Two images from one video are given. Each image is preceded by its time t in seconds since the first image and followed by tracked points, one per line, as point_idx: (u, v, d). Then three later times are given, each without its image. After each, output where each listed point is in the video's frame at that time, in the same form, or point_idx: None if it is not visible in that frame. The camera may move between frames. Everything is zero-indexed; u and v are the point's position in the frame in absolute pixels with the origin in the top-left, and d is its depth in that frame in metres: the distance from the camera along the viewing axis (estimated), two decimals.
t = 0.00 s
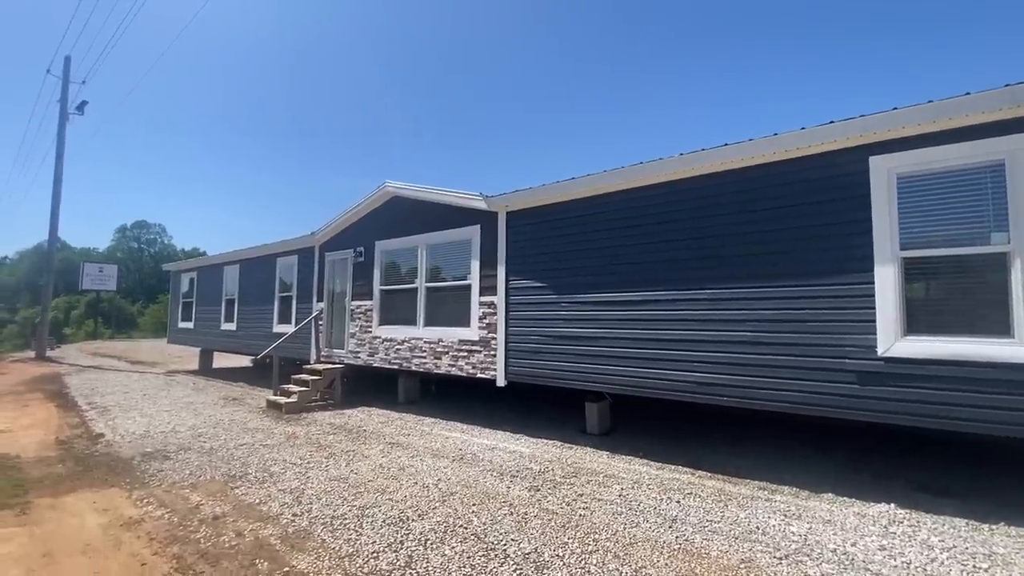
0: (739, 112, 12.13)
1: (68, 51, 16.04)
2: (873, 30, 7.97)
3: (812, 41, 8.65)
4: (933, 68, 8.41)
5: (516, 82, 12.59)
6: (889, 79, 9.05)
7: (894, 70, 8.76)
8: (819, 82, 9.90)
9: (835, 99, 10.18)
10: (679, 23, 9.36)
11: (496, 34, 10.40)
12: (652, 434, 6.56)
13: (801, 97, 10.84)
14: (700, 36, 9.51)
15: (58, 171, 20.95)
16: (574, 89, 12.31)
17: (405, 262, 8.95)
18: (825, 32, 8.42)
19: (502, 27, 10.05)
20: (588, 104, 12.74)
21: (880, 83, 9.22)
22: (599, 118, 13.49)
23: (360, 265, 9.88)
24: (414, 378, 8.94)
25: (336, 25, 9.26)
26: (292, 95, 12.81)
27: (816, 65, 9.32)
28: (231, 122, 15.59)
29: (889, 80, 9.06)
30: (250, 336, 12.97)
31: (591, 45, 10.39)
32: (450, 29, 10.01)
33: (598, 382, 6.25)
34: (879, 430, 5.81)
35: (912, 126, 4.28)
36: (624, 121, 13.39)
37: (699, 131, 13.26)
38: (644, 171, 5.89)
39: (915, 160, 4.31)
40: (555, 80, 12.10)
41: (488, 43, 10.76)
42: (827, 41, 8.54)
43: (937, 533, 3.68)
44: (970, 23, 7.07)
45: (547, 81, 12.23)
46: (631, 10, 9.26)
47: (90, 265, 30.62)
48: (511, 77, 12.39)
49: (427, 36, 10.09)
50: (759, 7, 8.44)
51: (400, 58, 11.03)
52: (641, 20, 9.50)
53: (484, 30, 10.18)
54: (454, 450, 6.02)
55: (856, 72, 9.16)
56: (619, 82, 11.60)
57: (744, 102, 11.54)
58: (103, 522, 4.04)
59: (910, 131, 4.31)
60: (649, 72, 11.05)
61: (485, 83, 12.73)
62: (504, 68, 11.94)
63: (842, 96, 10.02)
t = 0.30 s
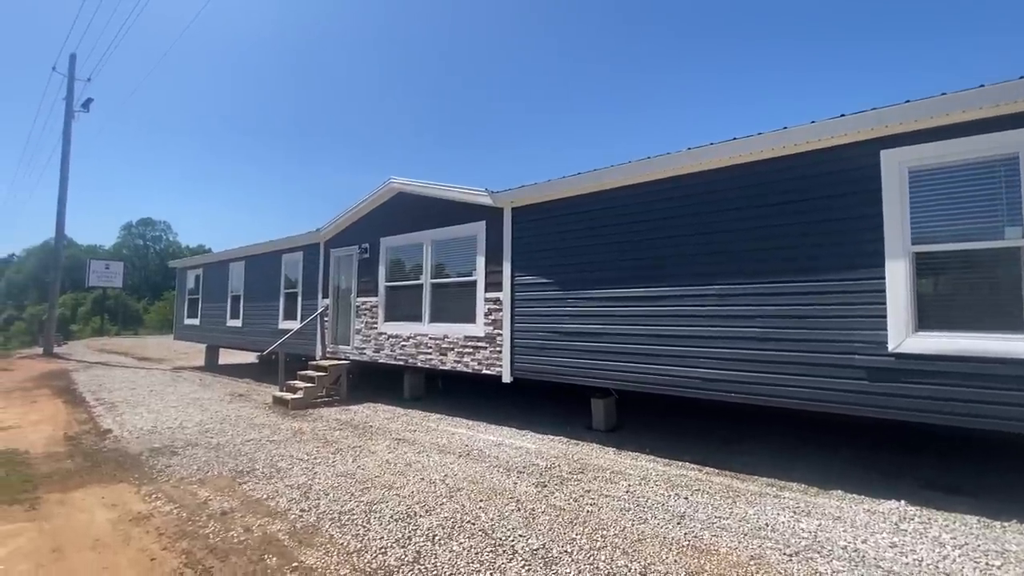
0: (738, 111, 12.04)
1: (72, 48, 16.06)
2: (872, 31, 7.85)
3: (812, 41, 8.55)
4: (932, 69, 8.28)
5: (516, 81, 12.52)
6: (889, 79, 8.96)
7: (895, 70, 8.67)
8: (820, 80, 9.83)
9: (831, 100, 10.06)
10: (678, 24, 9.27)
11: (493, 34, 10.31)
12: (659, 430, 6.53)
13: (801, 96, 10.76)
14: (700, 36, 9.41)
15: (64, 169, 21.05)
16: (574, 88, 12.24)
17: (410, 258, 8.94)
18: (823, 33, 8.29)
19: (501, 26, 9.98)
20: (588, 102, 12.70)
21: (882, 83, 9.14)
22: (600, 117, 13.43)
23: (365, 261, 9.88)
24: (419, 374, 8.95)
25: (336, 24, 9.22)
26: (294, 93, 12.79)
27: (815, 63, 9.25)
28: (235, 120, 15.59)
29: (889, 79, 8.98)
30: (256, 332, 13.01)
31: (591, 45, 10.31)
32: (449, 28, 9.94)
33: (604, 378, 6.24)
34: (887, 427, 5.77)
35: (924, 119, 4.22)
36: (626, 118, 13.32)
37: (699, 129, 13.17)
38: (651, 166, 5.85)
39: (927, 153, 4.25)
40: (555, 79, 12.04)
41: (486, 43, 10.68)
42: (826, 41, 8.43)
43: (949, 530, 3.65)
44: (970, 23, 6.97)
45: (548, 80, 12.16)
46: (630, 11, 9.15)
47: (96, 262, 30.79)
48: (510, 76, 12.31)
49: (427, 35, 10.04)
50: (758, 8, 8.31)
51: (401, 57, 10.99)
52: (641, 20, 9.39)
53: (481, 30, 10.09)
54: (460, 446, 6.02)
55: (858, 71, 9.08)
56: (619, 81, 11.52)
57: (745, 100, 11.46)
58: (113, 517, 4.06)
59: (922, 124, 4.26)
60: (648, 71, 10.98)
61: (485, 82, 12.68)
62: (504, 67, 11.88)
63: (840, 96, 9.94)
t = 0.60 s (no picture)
0: (740, 109, 11.99)
1: (76, 46, 16.10)
2: (873, 31, 7.77)
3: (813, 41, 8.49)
4: (933, 68, 8.22)
5: (518, 79, 12.48)
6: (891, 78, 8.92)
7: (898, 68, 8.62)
8: (823, 77, 9.78)
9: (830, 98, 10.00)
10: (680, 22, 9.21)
11: (493, 32, 10.26)
12: (662, 427, 6.54)
13: (803, 93, 10.71)
14: (701, 34, 9.36)
15: (69, 167, 21.15)
16: (576, 86, 12.20)
17: (414, 255, 8.95)
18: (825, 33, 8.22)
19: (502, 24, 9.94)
20: (591, 99, 12.64)
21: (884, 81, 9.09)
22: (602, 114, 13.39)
23: (369, 258, 9.90)
24: (423, 370, 8.98)
25: (337, 22, 9.20)
26: (297, 91, 12.79)
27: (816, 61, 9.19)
28: (238, 118, 15.62)
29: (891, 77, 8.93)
30: (260, 329, 13.07)
31: (593, 43, 10.27)
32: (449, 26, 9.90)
33: (607, 375, 6.25)
34: (892, 424, 5.75)
35: (930, 115, 4.19)
36: (627, 115, 13.28)
37: (701, 126, 13.13)
38: (655, 162, 5.83)
39: (933, 149, 4.22)
40: (557, 76, 12.00)
41: (486, 41, 10.63)
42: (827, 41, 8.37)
43: (952, 527, 3.65)
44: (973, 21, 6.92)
45: (549, 78, 12.12)
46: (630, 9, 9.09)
47: (101, 259, 30.95)
48: (511, 74, 12.27)
49: (428, 32, 10.02)
50: (758, 7, 8.25)
51: (402, 55, 10.97)
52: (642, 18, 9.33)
53: (481, 28, 10.05)
54: (464, 442, 6.05)
55: (860, 69, 9.03)
56: (621, 78, 11.47)
57: (747, 97, 11.41)
58: (121, 512, 4.10)
59: (928, 120, 4.23)
60: (649, 68, 10.94)
61: (487, 80, 12.65)
62: (506, 65, 11.85)
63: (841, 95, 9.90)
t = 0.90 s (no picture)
0: (741, 106, 11.95)
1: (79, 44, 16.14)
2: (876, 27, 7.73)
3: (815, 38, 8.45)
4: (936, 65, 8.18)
5: (519, 76, 12.47)
6: (893, 74, 8.89)
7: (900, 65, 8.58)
8: (825, 73, 9.75)
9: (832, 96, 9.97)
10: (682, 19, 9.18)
11: (495, 30, 10.24)
12: (663, 423, 6.56)
13: (806, 90, 10.68)
14: (703, 32, 9.34)
15: (73, 165, 21.24)
16: (578, 83, 12.18)
17: (416, 252, 8.98)
18: (827, 30, 8.18)
19: (503, 22, 9.92)
20: (593, 96, 12.60)
21: (887, 77, 9.06)
22: (604, 111, 13.36)
23: (371, 256, 9.93)
24: (425, 367, 9.02)
25: (339, 20, 9.20)
26: (299, 89, 12.81)
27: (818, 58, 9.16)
28: (242, 115, 15.66)
29: (894, 74, 8.89)
30: (263, 326, 13.13)
31: (594, 41, 10.25)
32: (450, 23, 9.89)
33: (608, 371, 6.27)
34: (892, 421, 5.77)
35: (931, 112, 4.19)
36: (629, 113, 13.25)
37: (703, 123, 13.09)
38: (656, 159, 5.83)
39: (934, 146, 4.22)
40: (558, 74, 11.98)
41: (488, 38, 10.61)
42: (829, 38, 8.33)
43: (951, 523, 3.66)
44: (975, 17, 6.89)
45: (551, 75, 12.10)
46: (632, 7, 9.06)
47: (105, 256, 31.12)
48: (513, 71, 12.26)
49: (430, 30, 10.01)
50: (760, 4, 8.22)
51: (404, 53, 10.97)
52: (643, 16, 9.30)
53: (482, 25, 10.03)
54: (465, 438, 6.09)
55: (863, 65, 8.99)
56: (623, 75, 11.44)
57: (749, 93, 11.37)
58: (127, 507, 4.15)
59: (930, 116, 4.22)
60: (651, 65, 10.91)
61: (488, 77, 12.64)
62: (507, 63, 11.83)
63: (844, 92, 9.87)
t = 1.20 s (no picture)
0: (742, 103, 11.96)
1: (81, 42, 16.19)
2: (876, 25, 7.72)
3: (815, 36, 8.45)
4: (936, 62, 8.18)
5: (521, 74, 12.49)
6: (892, 72, 8.89)
7: (900, 62, 8.58)
8: (826, 70, 9.75)
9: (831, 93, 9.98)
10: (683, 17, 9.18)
11: (495, 27, 10.24)
12: (662, 420, 6.60)
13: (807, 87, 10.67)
14: (704, 29, 9.33)
15: (76, 163, 21.33)
16: (579, 81, 12.20)
17: (417, 249, 9.01)
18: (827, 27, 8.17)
19: (504, 20, 9.93)
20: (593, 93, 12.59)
21: (886, 74, 9.05)
22: (605, 108, 13.36)
23: (372, 253, 9.97)
24: (426, 364, 9.07)
25: (340, 18, 9.22)
26: (301, 87, 12.86)
27: (819, 55, 9.17)
28: (243, 113, 15.69)
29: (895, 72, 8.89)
30: (266, 323, 13.20)
31: (596, 39, 10.26)
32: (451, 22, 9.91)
33: (608, 368, 6.31)
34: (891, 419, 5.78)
35: (930, 109, 4.19)
36: (630, 109, 13.24)
37: (704, 121, 13.08)
38: (655, 156, 5.85)
39: (932, 144, 4.23)
40: (560, 72, 11.99)
41: (489, 36, 10.62)
42: (830, 35, 8.33)
43: (946, 518, 3.69)
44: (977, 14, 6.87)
45: (552, 73, 12.11)
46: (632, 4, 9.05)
47: (109, 253, 31.23)
48: (515, 69, 12.28)
49: (431, 28, 10.04)
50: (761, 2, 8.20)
51: (405, 51, 11.01)
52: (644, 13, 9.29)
53: (483, 23, 10.04)
54: (466, 434, 6.14)
55: (863, 63, 8.99)
56: (625, 72, 11.45)
57: (749, 89, 11.37)
58: (131, 501, 4.21)
59: (929, 114, 4.23)
60: (652, 62, 10.91)
61: (490, 75, 12.70)
62: (509, 61, 11.85)
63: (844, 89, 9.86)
